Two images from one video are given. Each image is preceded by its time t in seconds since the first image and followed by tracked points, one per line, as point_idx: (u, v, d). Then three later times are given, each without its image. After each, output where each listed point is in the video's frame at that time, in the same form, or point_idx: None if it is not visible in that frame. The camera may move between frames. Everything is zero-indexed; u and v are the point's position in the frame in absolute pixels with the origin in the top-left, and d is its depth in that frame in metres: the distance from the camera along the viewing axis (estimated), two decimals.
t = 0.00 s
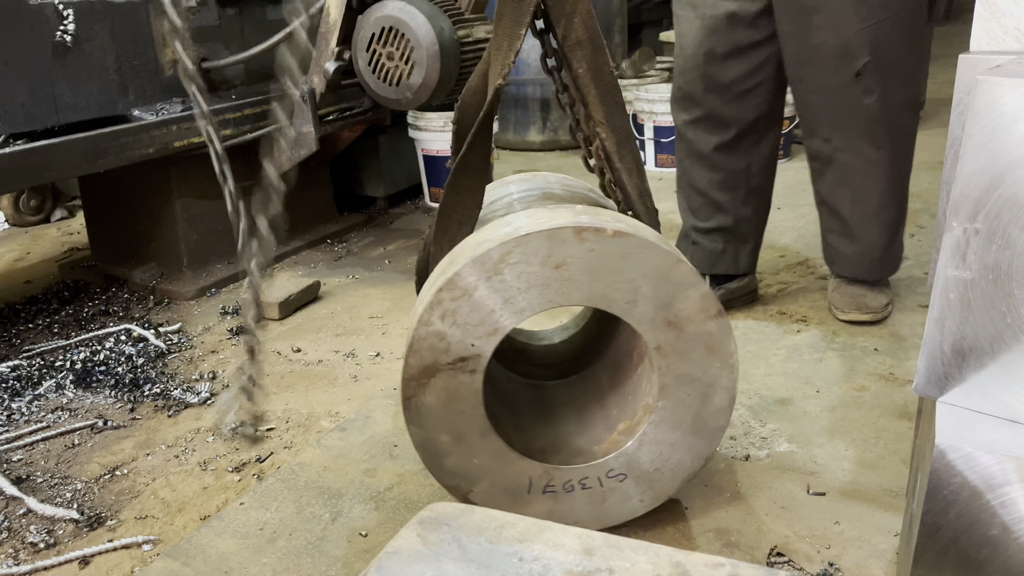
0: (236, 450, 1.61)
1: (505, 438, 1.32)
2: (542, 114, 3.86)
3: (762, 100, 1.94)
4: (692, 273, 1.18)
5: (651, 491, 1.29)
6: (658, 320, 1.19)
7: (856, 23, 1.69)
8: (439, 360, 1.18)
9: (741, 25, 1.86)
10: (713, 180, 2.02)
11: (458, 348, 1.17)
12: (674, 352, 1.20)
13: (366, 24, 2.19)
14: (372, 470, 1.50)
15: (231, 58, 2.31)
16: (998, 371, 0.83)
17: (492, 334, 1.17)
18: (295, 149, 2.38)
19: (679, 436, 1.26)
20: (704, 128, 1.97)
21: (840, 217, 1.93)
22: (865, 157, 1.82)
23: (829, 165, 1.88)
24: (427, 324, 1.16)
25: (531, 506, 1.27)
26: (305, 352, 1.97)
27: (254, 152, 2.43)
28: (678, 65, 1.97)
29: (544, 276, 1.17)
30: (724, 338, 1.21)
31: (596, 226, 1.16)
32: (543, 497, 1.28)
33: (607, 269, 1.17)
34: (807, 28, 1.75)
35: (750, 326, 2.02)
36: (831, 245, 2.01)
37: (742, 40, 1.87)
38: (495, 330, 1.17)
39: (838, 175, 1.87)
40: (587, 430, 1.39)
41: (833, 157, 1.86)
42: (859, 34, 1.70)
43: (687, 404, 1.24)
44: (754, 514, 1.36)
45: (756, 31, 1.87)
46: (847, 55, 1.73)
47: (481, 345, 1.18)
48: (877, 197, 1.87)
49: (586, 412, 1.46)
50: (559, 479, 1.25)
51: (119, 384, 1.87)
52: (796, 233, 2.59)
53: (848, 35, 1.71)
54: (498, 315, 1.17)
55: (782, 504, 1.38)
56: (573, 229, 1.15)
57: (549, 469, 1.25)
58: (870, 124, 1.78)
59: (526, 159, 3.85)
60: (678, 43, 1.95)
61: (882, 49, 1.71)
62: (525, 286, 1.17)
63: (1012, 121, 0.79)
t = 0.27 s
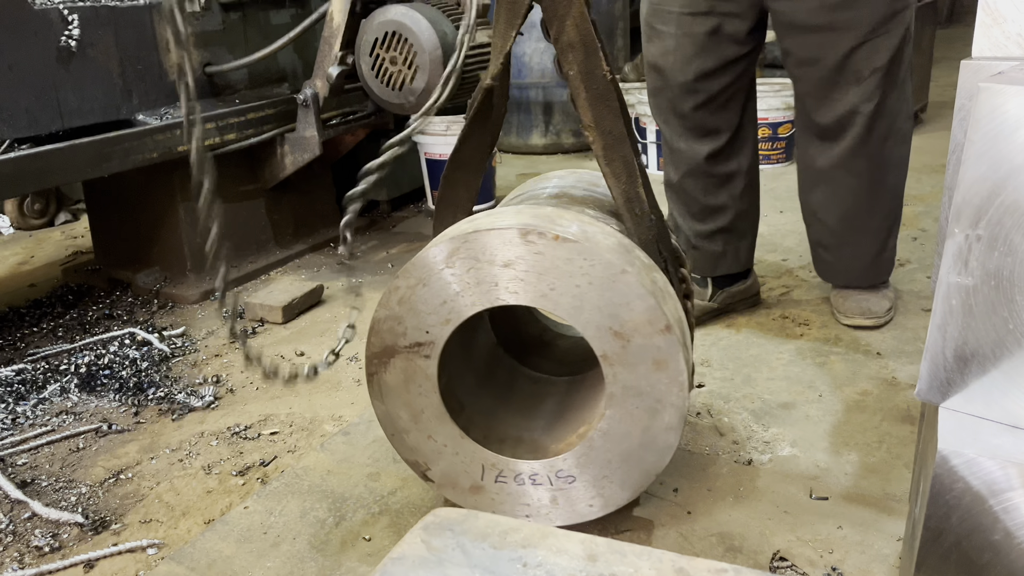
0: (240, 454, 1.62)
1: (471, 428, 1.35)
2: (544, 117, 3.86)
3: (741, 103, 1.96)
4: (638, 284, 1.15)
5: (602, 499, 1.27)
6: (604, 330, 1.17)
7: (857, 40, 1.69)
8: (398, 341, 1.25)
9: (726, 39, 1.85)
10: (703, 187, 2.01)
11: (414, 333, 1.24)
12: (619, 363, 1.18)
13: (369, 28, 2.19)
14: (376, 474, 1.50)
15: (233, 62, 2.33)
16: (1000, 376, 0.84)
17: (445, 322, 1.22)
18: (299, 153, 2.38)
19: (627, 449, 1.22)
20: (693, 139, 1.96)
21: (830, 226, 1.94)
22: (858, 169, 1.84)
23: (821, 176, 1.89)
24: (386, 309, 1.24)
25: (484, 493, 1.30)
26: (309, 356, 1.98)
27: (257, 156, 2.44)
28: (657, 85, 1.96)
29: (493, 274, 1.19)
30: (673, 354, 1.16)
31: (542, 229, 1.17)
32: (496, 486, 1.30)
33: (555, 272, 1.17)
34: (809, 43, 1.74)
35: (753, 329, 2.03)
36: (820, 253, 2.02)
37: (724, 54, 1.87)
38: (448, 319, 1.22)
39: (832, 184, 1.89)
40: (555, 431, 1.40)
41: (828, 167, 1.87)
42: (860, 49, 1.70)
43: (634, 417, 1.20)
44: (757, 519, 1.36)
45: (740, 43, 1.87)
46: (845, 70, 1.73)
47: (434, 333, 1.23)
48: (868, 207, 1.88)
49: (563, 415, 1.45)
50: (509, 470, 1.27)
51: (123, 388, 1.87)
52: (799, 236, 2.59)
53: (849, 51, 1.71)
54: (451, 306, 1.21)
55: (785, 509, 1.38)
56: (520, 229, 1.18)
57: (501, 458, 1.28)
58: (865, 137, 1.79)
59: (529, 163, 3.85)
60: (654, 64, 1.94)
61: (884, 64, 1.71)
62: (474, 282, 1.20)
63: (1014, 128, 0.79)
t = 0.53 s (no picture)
0: (244, 457, 1.62)
1: (452, 405, 1.41)
2: (547, 120, 3.87)
3: (743, 104, 1.98)
4: (590, 283, 1.16)
5: (560, 490, 1.29)
6: (559, 325, 1.20)
7: (878, 37, 1.70)
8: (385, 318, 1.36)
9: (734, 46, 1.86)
10: (709, 189, 2.02)
11: (399, 312, 1.33)
12: (574, 357, 1.20)
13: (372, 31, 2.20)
14: (379, 477, 1.51)
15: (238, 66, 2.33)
16: (1004, 379, 0.84)
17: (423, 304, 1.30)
18: (303, 156, 2.38)
19: (582, 443, 1.24)
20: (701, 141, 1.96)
21: (848, 216, 1.97)
22: (875, 161, 1.86)
23: (840, 165, 1.92)
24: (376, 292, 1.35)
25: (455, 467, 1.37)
26: (313, 359, 1.98)
27: (261, 159, 2.44)
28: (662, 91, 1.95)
29: (461, 262, 1.25)
30: (623, 354, 1.16)
31: (504, 222, 1.20)
32: (467, 462, 1.36)
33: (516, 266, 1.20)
34: (828, 40, 1.76)
35: (755, 332, 2.03)
36: (837, 244, 2.04)
37: (732, 60, 1.87)
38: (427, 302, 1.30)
39: (848, 174, 1.92)
40: (534, 417, 1.43)
41: (845, 159, 1.90)
42: (880, 47, 1.71)
43: (588, 412, 1.22)
44: (760, 521, 1.36)
45: (743, 50, 1.88)
46: (864, 68, 1.74)
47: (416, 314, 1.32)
48: (881, 198, 1.91)
49: (544, 407, 1.48)
50: (478, 447, 1.34)
51: (127, 390, 1.88)
52: (802, 239, 2.59)
53: (868, 49, 1.72)
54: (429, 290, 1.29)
55: (788, 512, 1.38)
56: (484, 222, 1.21)
57: (472, 437, 1.34)
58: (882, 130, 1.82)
59: (532, 166, 3.85)
60: (659, 72, 1.93)
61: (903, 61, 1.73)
62: (444, 268, 1.27)
63: (1016, 131, 0.79)
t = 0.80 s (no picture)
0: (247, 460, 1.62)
1: (447, 389, 1.41)
2: (550, 123, 3.87)
3: (751, 107, 1.98)
4: (562, 277, 1.16)
5: (539, 479, 1.29)
6: (536, 318, 1.21)
7: (889, 39, 1.71)
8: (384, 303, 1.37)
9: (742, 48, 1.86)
10: (717, 191, 2.01)
11: (394, 299, 1.35)
12: (551, 350, 1.21)
13: (376, 35, 2.21)
14: (382, 480, 1.50)
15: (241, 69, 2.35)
16: (1011, 383, 0.82)
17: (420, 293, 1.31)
18: (305, 159, 2.38)
19: (560, 433, 1.24)
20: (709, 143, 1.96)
21: (851, 222, 1.96)
22: (881, 165, 1.86)
23: (843, 171, 1.92)
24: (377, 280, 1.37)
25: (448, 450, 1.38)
26: (315, 362, 1.98)
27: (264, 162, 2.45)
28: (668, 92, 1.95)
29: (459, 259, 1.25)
30: (595, 349, 1.16)
31: (487, 215, 1.21)
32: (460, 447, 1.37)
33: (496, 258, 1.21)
34: (838, 43, 1.77)
35: (758, 335, 2.03)
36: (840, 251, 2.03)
37: (739, 62, 1.88)
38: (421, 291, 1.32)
39: (852, 179, 1.91)
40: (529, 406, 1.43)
41: (849, 164, 1.90)
42: (890, 48, 1.73)
43: (564, 404, 1.22)
44: (764, 525, 1.35)
45: (750, 54, 1.89)
46: (875, 70, 1.75)
47: (411, 300, 1.33)
48: (885, 203, 1.92)
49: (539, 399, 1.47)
50: (466, 432, 1.34)
51: (131, 393, 1.88)
52: (805, 242, 2.59)
53: (879, 51, 1.73)
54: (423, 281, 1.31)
55: (792, 515, 1.37)
56: (469, 215, 1.22)
57: (462, 421, 1.35)
58: (890, 133, 1.82)
59: (535, 169, 3.85)
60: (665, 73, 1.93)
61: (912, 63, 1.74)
62: (438, 259, 1.28)
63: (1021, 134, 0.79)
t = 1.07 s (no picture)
0: (252, 469, 1.62)
1: (452, 389, 1.42)
2: (554, 129, 3.87)
3: (757, 114, 1.97)
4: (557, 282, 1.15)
5: (537, 483, 1.29)
6: (533, 323, 1.20)
7: (890, 50, 1.71)
8: (393, 302, 1.37)
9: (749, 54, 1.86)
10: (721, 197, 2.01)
11: (399, 299, 1.34)
12: (548, 355, 1.20)
13: (380, 43, 2.21)
14: (387, 489, 1.50)
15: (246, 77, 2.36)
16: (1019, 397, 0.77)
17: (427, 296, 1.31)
18: (310, 166, 2.39)
19: (558, 437, 1.23)
20: (717, 149, 1.95)
21: (855, 232, 1.96)
22: (884, 177, 1.86)
23: (845, 182, 1.92)
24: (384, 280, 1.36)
25: (453, 450, 1.38)
26: (320, 369, 1.99)
27: (268, 169, 2.46)
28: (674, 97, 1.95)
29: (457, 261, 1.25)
30: (589, 354, 1.16)
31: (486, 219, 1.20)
32: (462, 447, 1.37)
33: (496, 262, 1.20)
34: (839, 53, 1.76)
35: (763, 342, 2.02)
36: (841, 260, 2.03)
37: (743, 69, 1.87)
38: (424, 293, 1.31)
39: (855, 190, 1.91)
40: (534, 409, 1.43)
41: (852, 175, 1.89)
42: (891, 60, 1.72)
43: (560, 409, 1.22)
44: (770, 535, 1.34)
45: (756, 61, 1.88)
46: (876, 81, 1.75)
47: (416, 301, 1.33)
48: (889, 215, 1.91)
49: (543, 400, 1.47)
50: (467, 431, 1.35)
51: (135, 401, 1.88)
52: (810, 248, 2.58)
53: (879, 62, 1.72)
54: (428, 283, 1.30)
55: (798, 526, 1.36)
56: (469, 218, 1.21)
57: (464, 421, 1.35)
58: (892, 145, 1.82)
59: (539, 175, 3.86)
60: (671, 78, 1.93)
61: (914, 74, 1.73)
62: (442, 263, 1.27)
63: None
